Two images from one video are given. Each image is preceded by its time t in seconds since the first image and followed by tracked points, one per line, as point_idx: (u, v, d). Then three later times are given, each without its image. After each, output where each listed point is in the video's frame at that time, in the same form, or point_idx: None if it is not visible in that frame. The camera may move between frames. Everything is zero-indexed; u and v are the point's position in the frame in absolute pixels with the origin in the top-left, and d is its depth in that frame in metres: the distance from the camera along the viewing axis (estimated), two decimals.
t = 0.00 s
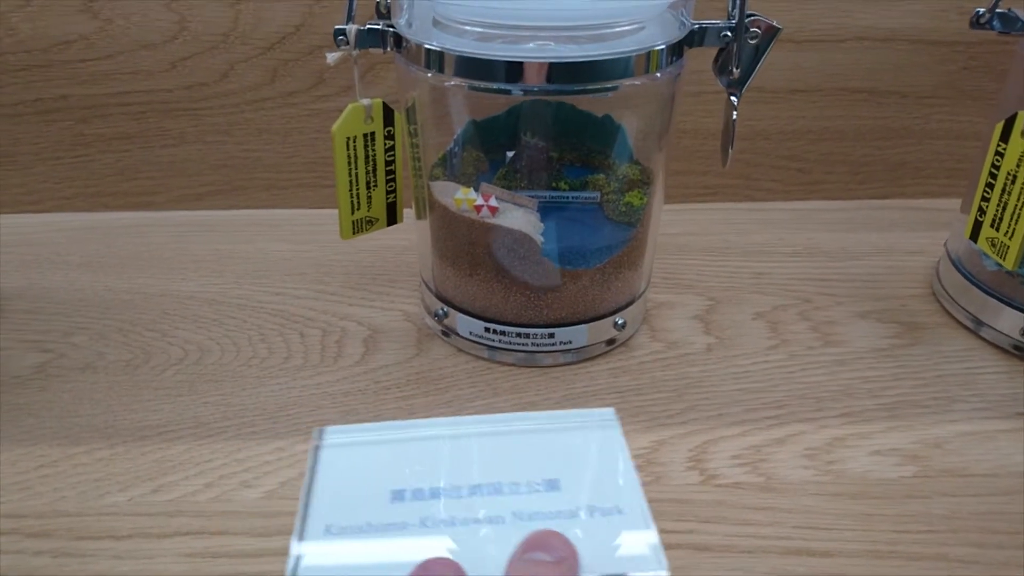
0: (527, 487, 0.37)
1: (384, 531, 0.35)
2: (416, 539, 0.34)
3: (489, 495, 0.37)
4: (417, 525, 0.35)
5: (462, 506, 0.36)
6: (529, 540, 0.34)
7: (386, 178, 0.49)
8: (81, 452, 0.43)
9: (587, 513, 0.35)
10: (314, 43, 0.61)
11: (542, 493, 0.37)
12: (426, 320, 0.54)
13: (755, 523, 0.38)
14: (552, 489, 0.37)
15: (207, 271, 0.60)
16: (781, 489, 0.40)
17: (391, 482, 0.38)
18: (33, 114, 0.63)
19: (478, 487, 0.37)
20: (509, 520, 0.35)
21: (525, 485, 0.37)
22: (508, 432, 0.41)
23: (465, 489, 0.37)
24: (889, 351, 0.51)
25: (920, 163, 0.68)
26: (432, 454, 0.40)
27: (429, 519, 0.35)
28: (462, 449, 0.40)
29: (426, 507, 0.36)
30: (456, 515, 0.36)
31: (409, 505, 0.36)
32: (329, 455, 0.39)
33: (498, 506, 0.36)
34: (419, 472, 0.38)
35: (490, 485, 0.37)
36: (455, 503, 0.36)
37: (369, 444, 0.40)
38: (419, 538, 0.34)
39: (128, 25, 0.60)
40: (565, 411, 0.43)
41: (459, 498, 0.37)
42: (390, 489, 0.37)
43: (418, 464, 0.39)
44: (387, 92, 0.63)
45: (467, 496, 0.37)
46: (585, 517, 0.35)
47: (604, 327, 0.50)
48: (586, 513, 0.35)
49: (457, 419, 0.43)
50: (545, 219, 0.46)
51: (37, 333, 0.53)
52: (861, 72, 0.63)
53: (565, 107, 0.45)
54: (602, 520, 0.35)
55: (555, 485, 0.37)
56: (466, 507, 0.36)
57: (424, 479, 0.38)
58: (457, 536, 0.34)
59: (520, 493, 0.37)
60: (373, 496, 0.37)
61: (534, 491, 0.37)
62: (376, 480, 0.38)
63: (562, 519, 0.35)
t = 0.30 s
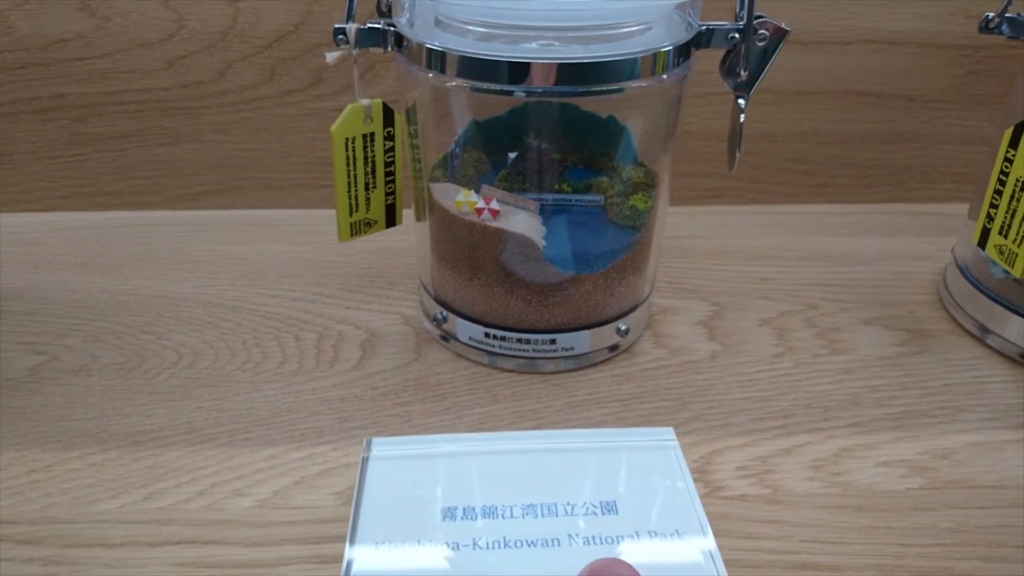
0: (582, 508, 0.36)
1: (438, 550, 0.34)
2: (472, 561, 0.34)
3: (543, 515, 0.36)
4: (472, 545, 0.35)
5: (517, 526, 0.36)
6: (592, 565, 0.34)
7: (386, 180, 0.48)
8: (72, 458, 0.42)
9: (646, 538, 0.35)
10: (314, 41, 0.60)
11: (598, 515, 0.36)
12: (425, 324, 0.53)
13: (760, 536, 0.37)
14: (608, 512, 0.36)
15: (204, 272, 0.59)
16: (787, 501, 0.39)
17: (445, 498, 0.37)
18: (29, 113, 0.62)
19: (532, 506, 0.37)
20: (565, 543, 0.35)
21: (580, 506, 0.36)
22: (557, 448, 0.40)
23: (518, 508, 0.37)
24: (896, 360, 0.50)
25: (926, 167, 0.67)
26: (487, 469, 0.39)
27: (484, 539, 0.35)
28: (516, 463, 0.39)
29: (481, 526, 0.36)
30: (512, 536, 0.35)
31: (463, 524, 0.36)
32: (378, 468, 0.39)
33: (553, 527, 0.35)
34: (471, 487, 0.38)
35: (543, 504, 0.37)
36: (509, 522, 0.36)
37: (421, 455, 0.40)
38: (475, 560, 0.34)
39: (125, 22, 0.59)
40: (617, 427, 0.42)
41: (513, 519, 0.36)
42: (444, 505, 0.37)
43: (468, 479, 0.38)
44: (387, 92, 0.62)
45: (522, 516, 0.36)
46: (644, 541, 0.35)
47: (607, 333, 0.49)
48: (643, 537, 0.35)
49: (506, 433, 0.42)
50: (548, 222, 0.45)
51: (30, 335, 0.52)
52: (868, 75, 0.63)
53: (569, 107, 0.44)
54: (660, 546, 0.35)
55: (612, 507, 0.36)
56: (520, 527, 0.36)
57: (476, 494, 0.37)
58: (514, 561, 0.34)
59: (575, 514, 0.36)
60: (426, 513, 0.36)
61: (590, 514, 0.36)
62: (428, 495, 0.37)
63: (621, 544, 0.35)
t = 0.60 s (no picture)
0: (588, 512, 0.36)
1: (443, 553, 0.34)
2: (478, 564, 0.34)
3: (549, 518, 0.36)
4: (478, 548, 0.34)
5: (522, 529, 0.35)
6: None
7: (392, 182, 0.48)
8: (78, 459, 0.42)
9: (652, 542, 0.35)
10: (320, 43, 0.60)
11: (604, 519, 0.36)
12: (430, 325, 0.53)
13: (767, 541, 0.37)
14: (614, 516, 0.36)
15: (210, 274, 0.59)
16: (793, 506, 0.39)
17: (450, 501, 0.37)
18: (35, 114, 0.62)
19: (538, 509, 0.36)
20: (571, 547, 0.34)
21: (586, 510, 0.36)
22: (563, 451, 0.40)
23: (524, 511, 0.36)
24: (903, 363, 0.50)
25: (934, 170, 0.67)
26: (493, 472, 0.39)
27: (490, 542, 0.35)
28: (520, 467, 0.39)
29: (486, 529, 0.35)
30: (517, 539, 0.35)
31: (468, 527, 0.36)
32: (383, 471, 0.39)
33: (559, 530, 0.35)
34: (476, 490, 0.38)
35: (549, 507, 0.37)
36: (514, 525, 0.36)
37: (425, 458, 0.40)
38: (480, 562, 0.34)
39: (131, 24, 0.59)
40: (623, 431, 0.42)
41: (519, 522, 0.36)
42: (450, 508, 0.36)
43: (473, 482, 0.38)
44: (393, 94, 0.62)
45: (527, 519, 0.36)
46: (651, 545, 0.35)
47: (611, 336, 0.49)
48: (649, 541, 0.35)
49: (509, 436, 0.42)
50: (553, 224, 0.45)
51: (37, 336, 0.52)
52: (875, 77, 0.62)
53: (575, 110, 0.44)
54: (667, 549, 0.34)
55: (618, 511, 0.36)
56: (525, 530, 0.35)
57: (481, 497, 0.37)
58: (519, 565, 0.34)
59: (581, 517, 0.36)
60: (431, 516, 0.36)
61: (596, 518, 0.36)
62: (432, 498, 0.37)
63: (628, 547, 0.34)
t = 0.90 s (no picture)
0: (581, 496, 0.36)
1: (432, 537, 0.33)
2: (469, 547, 0.33)
3: (541, 502, 0.35)
4: (468, 531, 0.34)
5: (513, 512, 0.35)
6: None
7: (385, 162, 0.47)
8: (62, 440, 0.41)
9: (646, 526, 0.34)
10: (315, 23, 0.59)
11: (598, 503, 0.35)
12: (424, 310, 0.53)
13: (763, 527, 0.36)
14: (607, 500, 0.35)
15: (202, 257, 0.58)
16: (791, 492, 0.38)
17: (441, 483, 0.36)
18: (25, 94, 0.61)
19: (530, 493, 0.36)
20: (563, 531, 0.34)
21: (579, 494, 0.36)
22: (556, 435, 0.39)
23: (515, 494, 0.36)
24: (903, 351, 0.49)
25: (936, 158, 0.66)
26: (485, 456, 0.38)
27: (480, 525, 0.34)
28: (513, 449, 0.39)
29: (477, 512, 0.35)
30: (508, 522, 0.34)
31: (459, 510, 0.35)
32: (373, 453, 0.38)
33: (551, 514, 0.35)
34: (467, 473, 0.37)
35: (541, 491, 0.36)
36: (505, 509, 0.35)
37: (417, 440, 0.39)
38: (470, 546, 0.33)
39: (124, 2, 0.58)
40: (618, 416, 0.42)
41: (511, 505, 0.35)
42: (440, 491, 0.36)
43: (464, 465, 0.38)
44: (388, 76, 0.61)
45: (519, 503, 0.35)
46: (644, 529, 0.34)
47: (607, 321, 0.48)
48: (644, 526, 0.34)
49: (502, 419, 0.41)
50: (548, 207, 0.44)
51: (24, 317, 0.51)
52: (877, 63, 0.62)
53: (574, 92, 0.43)
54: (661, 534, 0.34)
55: (612, 495, 0.36)
56: (516, 513, 0.35)
57: (472, 480, 0.37)
58: (509, 548, 0.33)
59: (573, 501, 0.35)
60: (420, 499, 0.35)
61: (589, 501, 0.35)
62: (422, 481, 0.36)
63: (620, 532, 0.34)
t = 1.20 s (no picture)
0: (586, 494, 0.36)
1: (439, 533, 0.34)
2: (475, 543, 0.34)
3: (546, 499, 0.36)
4: (474, 528, 0.34)
5: (518, 509, 0.35)
6: None
7: (392, 164, 0.48)
8: (78, 438, 0.42)
9: (651, 524, 0.34)
10: (322, 26, 0.60)
11: (602, 501, 0.36)
12: (431, 310, 0.53)
13: (766, 524, 0.37)
14: (612, 497, 0.36)
15: (213, 257, 0.59)
16: (795, 489, 0.39)
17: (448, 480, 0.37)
18: (39, 98, 0.62)
19: (535, 490, 0.36)
20: (568, 528, 0.34)
21: (584, 491, 0.36)
22: (561, 433, 0.40)
23: (522, 491, 0.36)
24: (909, 349, 0.49)
25: (944, 156, 0.66)
26: (492, 454, 0.39)
27: (485, 522, 0.35)
28: (519, 448, 0.39)
29: (483, 509, 0.35)
30: (514, 518, 0.35)
31: (465, 507, 0.35)
32: (381, 451, 0.38)
33: (556, 511, 0.35)
34: (473, 471, 0.37)
35: (547, 488, 0.36)
36: (511, 505, 0.35)
37: (424, 439, 0.39)
38: (477, 542, 0.34)
39: (135, 7, 0.59)
40: (623, 414, 0.42)
41: (517, 502, 0.36)
42: (446, 488, 0.36)
43: (471, 463, 0.38)
44: (395, 78, 0.61)
45: (525, 500, 0.36)
46: (649, 527, 0.34)
47: (612, 320, 0.49)
48: (649, 524, 0.34)
49: (509, 418, 0.42)
50: (553, 208, 0.44)
51: (39, 318, 0.52)
52: (883, 61, 0.62)
53: (579, 92, 0.43)
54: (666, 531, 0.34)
55: (616, 492, 0.36)
56: (522, 510, 0.35)
57: (479, 477, 0.37)
58: (514, 544, 0.33)
59: (578, 498, 0.36)
60: (427, 496, 0.36)
61: (594, 499, 0.36)
62: (429, 478, 0.37)
63: (625, 529, 0.34)
